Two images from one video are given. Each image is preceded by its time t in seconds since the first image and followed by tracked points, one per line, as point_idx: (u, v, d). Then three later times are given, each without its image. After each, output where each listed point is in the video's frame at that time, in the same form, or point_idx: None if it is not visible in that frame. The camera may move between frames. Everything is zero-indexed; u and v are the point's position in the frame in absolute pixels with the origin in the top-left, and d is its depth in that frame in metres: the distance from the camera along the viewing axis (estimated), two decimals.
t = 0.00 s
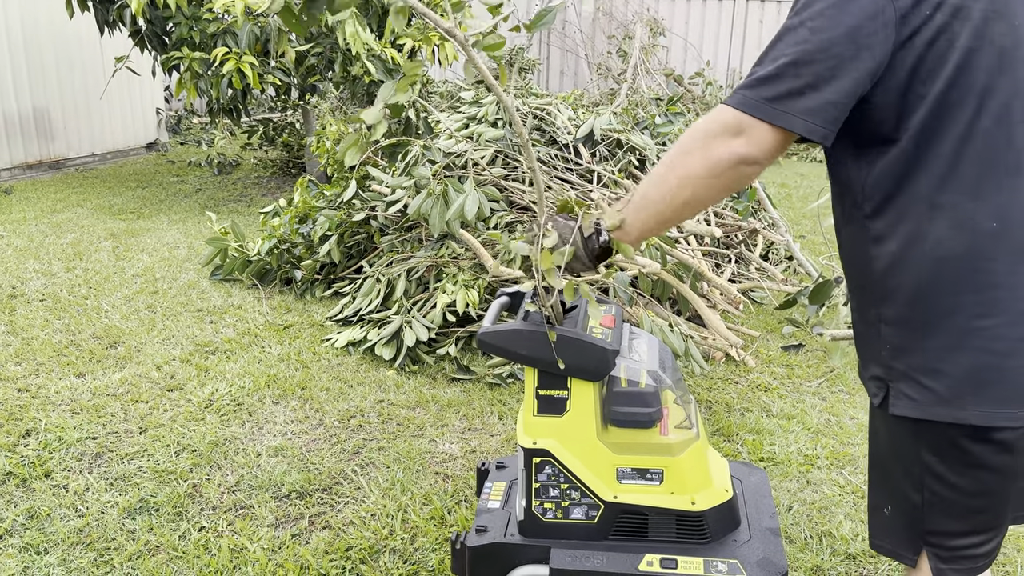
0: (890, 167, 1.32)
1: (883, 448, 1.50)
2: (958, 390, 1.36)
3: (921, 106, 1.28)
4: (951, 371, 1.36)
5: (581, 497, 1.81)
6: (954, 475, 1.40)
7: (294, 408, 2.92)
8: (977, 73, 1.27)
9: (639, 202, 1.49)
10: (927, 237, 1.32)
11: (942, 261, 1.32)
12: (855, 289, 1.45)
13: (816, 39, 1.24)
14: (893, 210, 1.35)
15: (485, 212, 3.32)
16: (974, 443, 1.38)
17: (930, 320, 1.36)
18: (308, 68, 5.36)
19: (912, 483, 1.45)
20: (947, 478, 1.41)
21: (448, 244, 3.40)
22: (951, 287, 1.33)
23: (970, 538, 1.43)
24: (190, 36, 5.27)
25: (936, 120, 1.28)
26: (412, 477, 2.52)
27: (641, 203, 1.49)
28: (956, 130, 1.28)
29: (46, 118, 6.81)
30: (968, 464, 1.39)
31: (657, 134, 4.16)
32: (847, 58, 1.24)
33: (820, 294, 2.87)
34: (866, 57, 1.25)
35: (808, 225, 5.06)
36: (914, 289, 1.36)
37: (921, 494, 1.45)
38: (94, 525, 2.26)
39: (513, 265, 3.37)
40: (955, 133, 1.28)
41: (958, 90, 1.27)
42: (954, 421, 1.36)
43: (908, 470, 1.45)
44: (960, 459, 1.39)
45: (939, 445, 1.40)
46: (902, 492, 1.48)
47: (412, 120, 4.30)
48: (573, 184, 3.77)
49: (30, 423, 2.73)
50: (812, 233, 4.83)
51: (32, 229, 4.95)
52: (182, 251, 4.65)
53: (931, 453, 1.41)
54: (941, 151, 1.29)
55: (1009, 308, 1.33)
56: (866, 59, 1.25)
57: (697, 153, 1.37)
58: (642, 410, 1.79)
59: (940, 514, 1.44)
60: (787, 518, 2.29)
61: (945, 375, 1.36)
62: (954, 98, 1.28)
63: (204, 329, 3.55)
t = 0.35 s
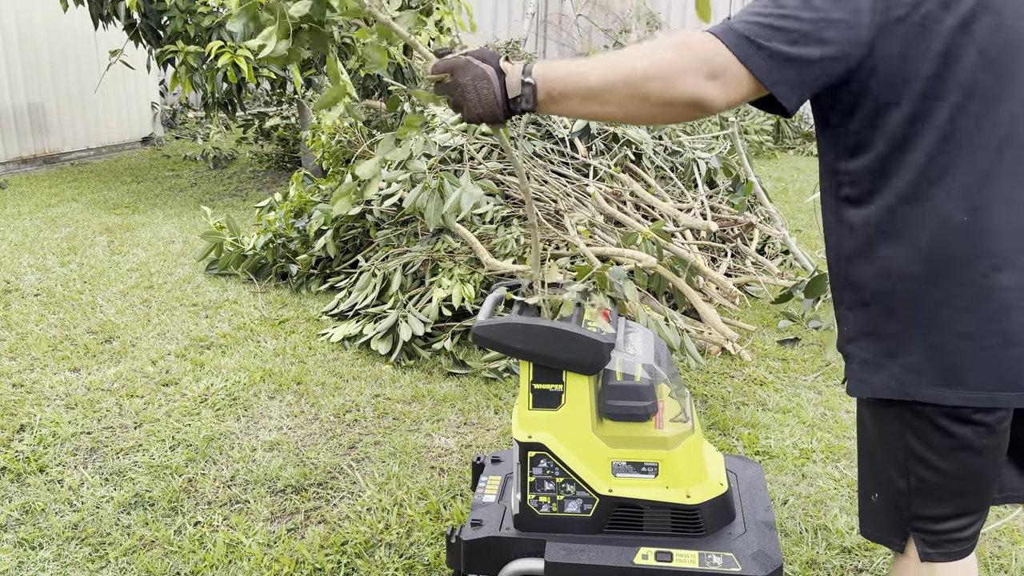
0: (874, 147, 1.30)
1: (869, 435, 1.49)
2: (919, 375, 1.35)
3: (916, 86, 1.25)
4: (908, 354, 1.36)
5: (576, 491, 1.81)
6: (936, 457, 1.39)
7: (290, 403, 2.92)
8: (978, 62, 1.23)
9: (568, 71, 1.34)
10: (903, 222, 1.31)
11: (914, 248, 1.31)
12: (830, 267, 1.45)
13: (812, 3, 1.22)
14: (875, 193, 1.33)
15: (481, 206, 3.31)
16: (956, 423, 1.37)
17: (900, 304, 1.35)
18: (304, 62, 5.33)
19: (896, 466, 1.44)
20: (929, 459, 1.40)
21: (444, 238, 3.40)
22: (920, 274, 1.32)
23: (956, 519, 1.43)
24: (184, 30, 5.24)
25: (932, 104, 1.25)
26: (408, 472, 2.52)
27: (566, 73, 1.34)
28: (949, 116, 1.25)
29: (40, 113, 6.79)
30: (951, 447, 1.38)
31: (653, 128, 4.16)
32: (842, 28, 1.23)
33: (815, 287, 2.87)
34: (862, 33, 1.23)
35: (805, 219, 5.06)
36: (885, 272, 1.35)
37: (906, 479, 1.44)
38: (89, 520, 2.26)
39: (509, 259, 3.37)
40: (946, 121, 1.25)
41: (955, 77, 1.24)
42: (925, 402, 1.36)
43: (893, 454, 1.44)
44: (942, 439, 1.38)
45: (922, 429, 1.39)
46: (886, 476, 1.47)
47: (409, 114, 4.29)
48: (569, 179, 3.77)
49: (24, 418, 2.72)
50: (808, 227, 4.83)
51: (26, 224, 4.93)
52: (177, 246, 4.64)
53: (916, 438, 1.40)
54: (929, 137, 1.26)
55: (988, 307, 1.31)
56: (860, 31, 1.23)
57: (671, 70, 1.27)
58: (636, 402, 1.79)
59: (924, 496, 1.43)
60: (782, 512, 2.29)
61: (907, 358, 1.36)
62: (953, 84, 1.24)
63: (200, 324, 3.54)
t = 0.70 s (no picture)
0: (905, 149, 1.31)
1: (873, 428, 1.49)
2: (949, 376, 1.35)
3: (947, 87, 1.25)
4: (943, 354, 1.35)
5: (575, 486, 1.81)
6: (944, 454, 1.39)
7: (288, 398, 2.91)
8: (1009, 61, 1.24)
9: (614, 118, 1.41)
10: (933, 224, 1.31)
11: (945, 249, 1.32)
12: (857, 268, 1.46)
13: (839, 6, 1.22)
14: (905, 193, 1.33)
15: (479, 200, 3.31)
16: (963, 420, 1.37)
17: (930, 305, 1.35)
18: (301, 56, 5.31)
19: (902, 462, 1.44)
20: (935, 455, 1.40)
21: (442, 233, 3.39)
22: (952, 274, 1.32)
23: (958, 516, 1.43)
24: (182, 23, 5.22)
25: (962, 106, 1.26)
26: (406, 466, 2.52)
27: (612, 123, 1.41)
28: (979, 117, 1.26)
29: (37, 106, 6.76)
30: (955, 442, 1.38)
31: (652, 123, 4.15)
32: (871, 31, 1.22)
33: (815, 282, 2.86)
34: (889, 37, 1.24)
35: (803, 214, 5.05)
36: (915, 274, 1.35)
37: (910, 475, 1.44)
38: (87, 515, 2.26)
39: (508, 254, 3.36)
40: (976, 121, 1.26)
41: (984, 78, 1.25)
42: (942, 402, 1.36)
43: (898, 450, 1.44)
44: (951, 436, 1.38)
45: (927, 423, 1.39)
46: (890, 472, 1.47)
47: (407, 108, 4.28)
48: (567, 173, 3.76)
49: (22, 413, 2.71)
50: (806, 222, 4.82)
51: (23, 218, 4.92)
52: (174, 240, 4.63)
53: (922, 433, 1.40)
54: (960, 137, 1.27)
55: (1017, 307, 1.32)
56: (889, 33, 1.23)
57: (707, 94, 1.30)
58: (637, 399, 1.79)
59: (928, 493, 1.43)
60: (781, 507, 2.30)
61: (938, 359, 1.36)
62: (982, 84, 1.25)
63: (197, 319, 3.54)
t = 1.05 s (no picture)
0: (887, 155, 1.32)
1: (871, 423, 1.48)
2: (939, 377, 1.35)
3: (924, 96, 1.26)
4: (932, 357, 1.36)
5: (576, 481, 1.81)
6: (937, 452, 1.39)
7: (288, 394, 2.91)
8: (983, 68, 1.24)
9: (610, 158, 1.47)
10: (917, 228, 1.32)
11: (930, 253, 1.32)
12: (851, 273, 1.46)
13: (807, 31, 1.26)
14: (889, 199, 1.34)
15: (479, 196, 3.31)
16: (961, 420, 1.37)
17: (916, 309, 1.36)
18: (301, 52, 5.30)
19: (897, 460, 1.44)
20: (931, 454, 1.40)
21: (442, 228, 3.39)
22: (936, 279, 1.33)
23: (953, 514, 1.43)
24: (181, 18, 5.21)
25: (940, 112, 1.26)
26: (407, 462, 2.53)
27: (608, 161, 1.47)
28: (956, 122, 1.26)
29: (36, 102, 6.75)
30: (954, 441, 1.38)
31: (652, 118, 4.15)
32: (836, 52, 1.25)
33: (814, 278, 2.86)
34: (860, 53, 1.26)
35: (803, 209, 5.05)
36: (902, 278, 1.36)
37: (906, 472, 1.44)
38: (88, 511, 2.26)
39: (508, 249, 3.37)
40: (953, 127, 1.26)
41: (958, 83, 1.25)
42: (937, 405, 1.36)
43: (893, 447, 1.44)
44: (945, 436, 1.38)
45: (925, 422, 1.39)
46: (885, 469, 1.47)
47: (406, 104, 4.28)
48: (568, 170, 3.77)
49: (23, 409, 2.71)
50: (806, 217, 4.82)
51: (23, 214, 4.91)
52: (174, 236, 4.62)
53: (919, 431, 1.40)
54: (938, 143, 1.27)
55: (1002, 310, 1.32)
56: (861, 50, 1.26)
57: (685, 120, 1.36)
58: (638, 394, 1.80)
59: (921, 491, 1.42)
60: (781, 502, 2.30)
61: (927, 362, 1.36)
62: (957, 90, 1.25)
63: (198, 315, 3.54)
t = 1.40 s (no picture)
0: (886, 151, 1.31)
1: (860, 423, 1.50)
2: (924, 372, 1.37)
3: (930, 90, 1.25)
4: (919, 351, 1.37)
5: (576, 480, 1.81)
6: (927, 451, 1.40)
7: (288, 392, 2.91)
8: (993, 66, 1.24)
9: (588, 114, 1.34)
10: (911, 222, 1.32)
11: (921, 249, 1.33)
12: (842, 264, 1.47)
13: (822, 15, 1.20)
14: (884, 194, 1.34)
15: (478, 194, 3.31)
16: (946, 417, 1.38)
17: (905, 301, 1.37)
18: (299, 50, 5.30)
19: (888, 458, 1.45)
20: (920, 453, 1.41)
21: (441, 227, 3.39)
22: (926, 274, 1.33)
23: (946, 513, 1.43)
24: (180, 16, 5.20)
25: (944, 110, 1.26)
26: (407, 460, 2.53)
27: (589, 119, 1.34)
28: (960, 120, 1.26)
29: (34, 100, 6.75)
30: (941, 440, 1.39)
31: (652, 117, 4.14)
32: (854, 48, 1.20)
33: (814, 276, 2.86)
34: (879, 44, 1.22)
35: (802, 207, 5.05)
36: (893, 271, 1.36)
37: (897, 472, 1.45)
38: (88, 510, 2.26)
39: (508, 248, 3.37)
40: (956, 124, 1.26)
41: (967, 80, 1.24)
42: (921, 401, 1.37)
43: (884, 447, 1.46)
44: (934, 434, 1.39)
45: (911, 420, 1.40)
46: (876, 468, 1.48)
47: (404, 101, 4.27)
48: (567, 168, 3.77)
49: (22, 408, 2.71)
50: (805, 216, 4.82)
51: (22, 212, 4.91)
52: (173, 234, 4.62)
53: (906, 430, 1.41)
54: (940, 140, 1.27)
55: (995, 308, 1.33)
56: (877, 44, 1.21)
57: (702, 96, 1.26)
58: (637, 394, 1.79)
59: (914, 490, 1.44)
60: (780, 500, 2.30)
61: (912, 356, 1.38)
62: (964, 86, 1.25)
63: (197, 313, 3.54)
